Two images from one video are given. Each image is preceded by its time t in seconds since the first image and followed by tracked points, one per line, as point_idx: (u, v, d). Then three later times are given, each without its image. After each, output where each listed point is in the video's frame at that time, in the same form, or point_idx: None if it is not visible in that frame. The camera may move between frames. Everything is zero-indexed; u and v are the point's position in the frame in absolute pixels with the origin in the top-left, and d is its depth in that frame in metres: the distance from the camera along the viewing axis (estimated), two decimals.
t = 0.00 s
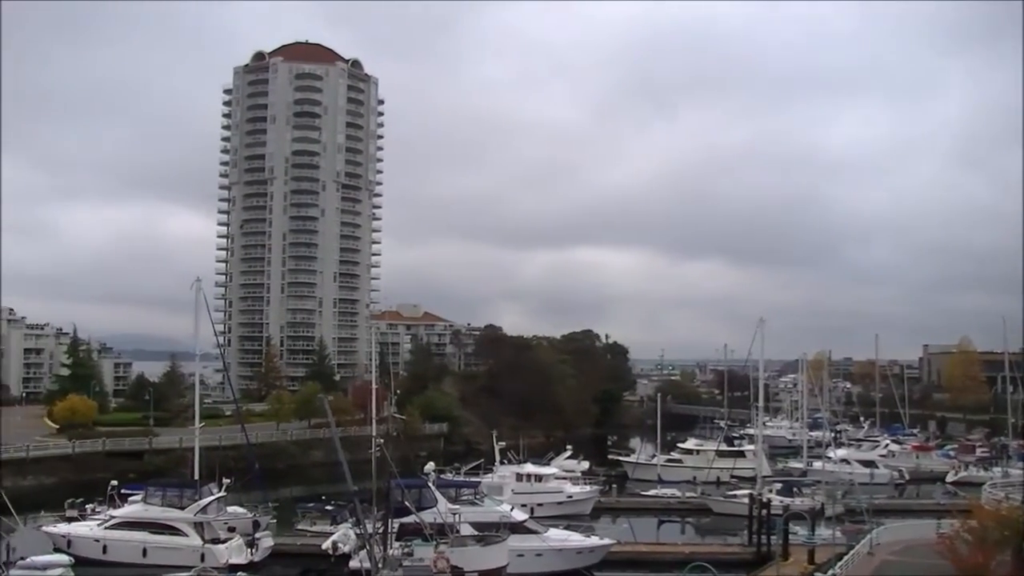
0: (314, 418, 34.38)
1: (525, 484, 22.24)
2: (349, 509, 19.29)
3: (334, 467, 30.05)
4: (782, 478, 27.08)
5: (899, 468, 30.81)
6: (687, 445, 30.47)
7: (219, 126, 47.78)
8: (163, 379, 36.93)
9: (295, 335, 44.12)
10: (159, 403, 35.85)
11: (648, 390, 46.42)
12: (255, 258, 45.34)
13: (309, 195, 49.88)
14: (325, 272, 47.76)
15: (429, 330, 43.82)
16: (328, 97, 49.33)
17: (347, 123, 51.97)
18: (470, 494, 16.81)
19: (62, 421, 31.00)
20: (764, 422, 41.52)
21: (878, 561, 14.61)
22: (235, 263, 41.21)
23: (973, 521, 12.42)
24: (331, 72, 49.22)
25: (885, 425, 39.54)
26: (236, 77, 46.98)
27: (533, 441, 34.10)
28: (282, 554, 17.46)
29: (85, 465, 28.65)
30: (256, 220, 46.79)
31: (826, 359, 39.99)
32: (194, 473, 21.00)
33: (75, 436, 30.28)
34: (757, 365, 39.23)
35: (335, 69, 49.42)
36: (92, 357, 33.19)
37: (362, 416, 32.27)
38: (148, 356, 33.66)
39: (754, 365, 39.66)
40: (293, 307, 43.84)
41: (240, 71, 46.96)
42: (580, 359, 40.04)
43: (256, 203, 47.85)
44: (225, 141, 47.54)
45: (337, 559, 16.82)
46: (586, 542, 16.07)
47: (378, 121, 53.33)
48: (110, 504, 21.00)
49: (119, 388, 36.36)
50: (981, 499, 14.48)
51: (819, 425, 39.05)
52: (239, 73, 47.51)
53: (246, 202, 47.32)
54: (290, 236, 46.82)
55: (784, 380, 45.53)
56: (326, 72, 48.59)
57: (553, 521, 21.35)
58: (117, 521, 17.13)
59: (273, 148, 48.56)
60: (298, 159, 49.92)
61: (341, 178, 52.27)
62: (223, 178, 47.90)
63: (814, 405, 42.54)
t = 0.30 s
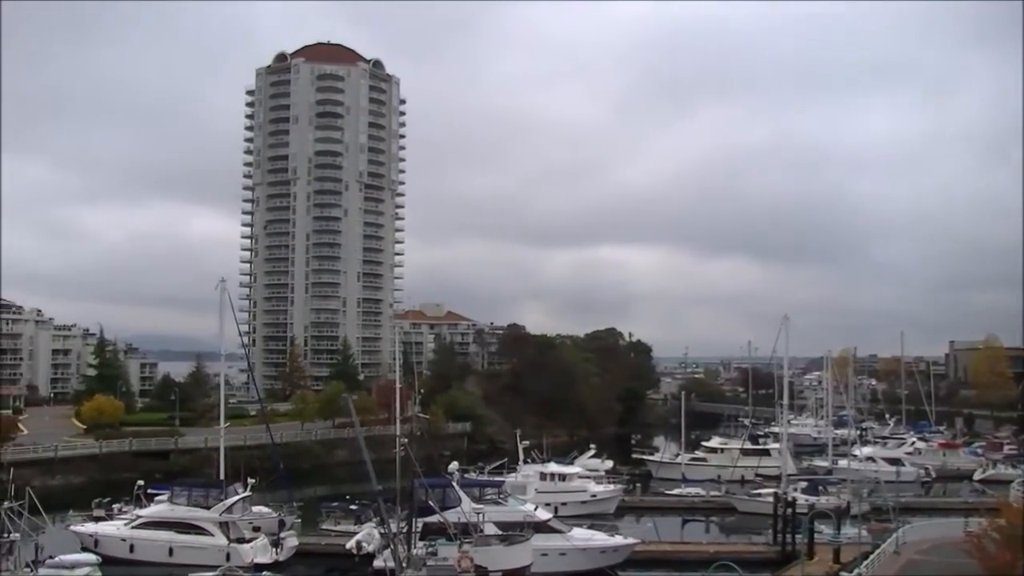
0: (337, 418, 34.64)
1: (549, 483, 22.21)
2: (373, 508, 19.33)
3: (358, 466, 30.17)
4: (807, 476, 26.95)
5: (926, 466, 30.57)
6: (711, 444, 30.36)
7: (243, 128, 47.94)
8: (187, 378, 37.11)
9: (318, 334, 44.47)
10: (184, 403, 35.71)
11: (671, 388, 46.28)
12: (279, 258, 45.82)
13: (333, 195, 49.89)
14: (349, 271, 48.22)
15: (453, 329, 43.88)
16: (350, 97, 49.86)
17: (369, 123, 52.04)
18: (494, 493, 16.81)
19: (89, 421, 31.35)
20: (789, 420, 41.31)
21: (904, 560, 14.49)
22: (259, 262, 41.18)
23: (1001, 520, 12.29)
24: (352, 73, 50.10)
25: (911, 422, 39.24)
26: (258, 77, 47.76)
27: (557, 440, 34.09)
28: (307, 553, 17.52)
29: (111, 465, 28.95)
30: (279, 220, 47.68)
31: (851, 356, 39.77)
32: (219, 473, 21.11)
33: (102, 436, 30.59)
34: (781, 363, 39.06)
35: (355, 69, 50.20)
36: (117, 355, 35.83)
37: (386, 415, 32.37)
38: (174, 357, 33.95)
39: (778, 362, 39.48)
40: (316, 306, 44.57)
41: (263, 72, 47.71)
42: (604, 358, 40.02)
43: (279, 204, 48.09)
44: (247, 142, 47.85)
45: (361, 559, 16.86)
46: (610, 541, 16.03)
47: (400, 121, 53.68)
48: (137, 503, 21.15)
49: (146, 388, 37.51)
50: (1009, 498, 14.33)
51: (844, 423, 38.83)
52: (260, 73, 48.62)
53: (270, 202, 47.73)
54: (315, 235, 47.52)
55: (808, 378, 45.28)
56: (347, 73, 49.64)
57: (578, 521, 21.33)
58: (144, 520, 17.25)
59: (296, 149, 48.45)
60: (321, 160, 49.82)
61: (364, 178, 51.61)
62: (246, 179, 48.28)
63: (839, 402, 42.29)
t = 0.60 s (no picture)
0: (361, 421, 34.71)
1: (572, 486, 22.17)
2: (396, 511, 19.35)
3: (381, 469, 30.23)
4: (832, 479, 26.78)
5: (953, 470, 30.29)
6: (735, 446, 30.22)
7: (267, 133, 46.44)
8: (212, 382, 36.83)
9: (342, 338, 44.55)
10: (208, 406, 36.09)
11: (695, 391, 46.09)
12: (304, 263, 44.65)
13: (355, 198, 50.64)
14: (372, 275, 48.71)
15: (475, 332, 43.87)
16: (372, 100, 49.91)
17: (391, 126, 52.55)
18: (516, 496, 16.81)
19: (115, 424, 31.50)
20: (813, 423, 41.08)
21: (931, 564, 14.39)
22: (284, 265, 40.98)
23: None
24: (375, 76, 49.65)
25: (937, 425, 38.93)
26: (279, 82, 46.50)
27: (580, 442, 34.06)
28: (330, 555, 17.58)
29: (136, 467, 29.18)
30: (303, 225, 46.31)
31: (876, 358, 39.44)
32: (244, 475, 21.21)
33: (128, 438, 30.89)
34: (805, 366, 38.85)
35: (378, 73, 49.72)
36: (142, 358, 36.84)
37: (409, 418, 32.42)
38: (198, 360, 34.46)
39: (802, 363, 39.26)
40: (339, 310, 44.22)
41: (285, 75, 46.49)
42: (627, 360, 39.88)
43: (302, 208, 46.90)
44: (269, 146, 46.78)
45: (384, 561, 16.91)
46: (633, 545, 15.98)
47: (422, 124, 54.11)
48: (162, 505, 21.28)
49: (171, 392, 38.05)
50: None
51: (870, 426, 38.58)
52: (282, 76, 45.96)
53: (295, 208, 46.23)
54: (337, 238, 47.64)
55: (833, 380, 45.01)
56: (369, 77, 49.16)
57: (601, 523, 21.30)
58: (168, 522, 17.35)
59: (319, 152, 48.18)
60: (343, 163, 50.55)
61: (386, 181, 52.61)
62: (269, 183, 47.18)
63: (864, 405, 42.05)
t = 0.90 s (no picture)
0: (382, 421, 34.79)
1: (593, 488, 22.16)
2: (418, 511, 19.39)
3: (402, 469, 30.31)
4: (854, 482, 26.65)
5: (977, 473, 30.07)
6: (756, 448, 30.11)
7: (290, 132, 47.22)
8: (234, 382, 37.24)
9: (362, 338, 44.81)
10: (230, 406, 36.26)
11: (716, 392, 45.91)
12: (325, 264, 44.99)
13: (376, 199, 50.38)
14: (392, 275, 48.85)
15: (496, 333, 43.86)
16: (393, 101, 50.40)
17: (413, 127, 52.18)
18: (538, 497, 16.83)
19: (138, 422, 31.81)
20: (835, 425, 40.86)
21: (956, 568, 14.31)
22: (304, 266, 41.40)
23: None
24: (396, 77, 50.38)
25: (961, 428, 38.66)
26: (303, 83, 46.77)
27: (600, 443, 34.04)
28: (352, 556, 17.64)
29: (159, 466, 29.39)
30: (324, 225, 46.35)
31: (899, 361, 39.17)
32: (266, 475, 21.32)
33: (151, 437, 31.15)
34: (827, 368, 38.65)
35: (399, 74, 50.40)
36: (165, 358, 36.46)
37: (429, 418, 32.50)
38: (220, 360, 34.35)
39: (823, 365, 39.10)
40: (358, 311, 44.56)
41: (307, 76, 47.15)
42: (647, 362, 39.77)
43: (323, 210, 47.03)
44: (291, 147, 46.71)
45: (406, 561, 16.97)
46: (655, 546, 15.96)
47: (443, 124, 53.55)
48: (185, 505, 21.45)
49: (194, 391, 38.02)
50: None
51: (893, 428, 38.35)
52: (306, 78, 47.06)
53: (315, 206, 47.03)
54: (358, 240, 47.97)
55: (855, 383, 44.72)
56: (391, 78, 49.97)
57: (622, 525, 21.26)
58: (191, 521, 17.47)
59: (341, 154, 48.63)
60: (364, 164, 50.47)
61: (408, 181, 52.43)
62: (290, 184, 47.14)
63: (886, 408, 41.80)
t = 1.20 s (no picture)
0: (403, 418, 34.83)
1: (614, 483, 22.13)
2: (439, 508, 19.44)
3: (423, 466, 30.36)
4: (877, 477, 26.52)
5: (1001, 469, 29.85)
6: (779, 443, 30.00)
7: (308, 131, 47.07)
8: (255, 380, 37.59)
9: (383, 335, 44.85)
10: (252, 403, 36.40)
11: (737, 388, 45.70)
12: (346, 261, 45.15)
13: (395, 197, 51.12)
14: (412, 272, 49.03)
15: (516, 329, 43.87)
16: (412, 99, 50.42)
17: (430, 125, 52.43)
18: (558, 493, 16.84)
19: (161, 421, 31.98)
20: (857, 421, 40.66)
21: (980, 565, 14.22)
22: (324, 265, 41.88)
23: None
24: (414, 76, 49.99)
25: (985, 423, 38.41)
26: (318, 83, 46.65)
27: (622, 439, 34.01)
28: (373, 552, 17.69)
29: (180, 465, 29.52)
30: (343, 223, 46.75)
31: (922, 355, 38.92)
32: (287, 472, 21.39)
33: (173, 436, 31.38)
34: (849, 362, 38.45)
35: (417, 73, 49.97)
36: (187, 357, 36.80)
37: (450, 415, 32.56)
38: (241, 359, 34.79)
39: (846, 360, 38.89)
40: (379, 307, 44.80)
41: (325, 77, 46.84)
42: (668, 357, 39.60)
43: (342, 207, 47.45)
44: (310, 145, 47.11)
45: (427, 557, 17.01)
46: (676, 542, 15.92)
47: (461, 122, 53.65)
48: (208, 502, 21.56)
49: (216, 390, 38.24)
50: None
51: (916, 423, 38.12)
52: (323, 77, 47.04)
53: (335, 205, 47.11)
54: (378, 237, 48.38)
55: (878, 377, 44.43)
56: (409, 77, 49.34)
57: (643, 521, 21.24)
58: (214, 518, 17.59)
59: (358, 152, 49.37)
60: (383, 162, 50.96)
61: (427, 178, 52.73)
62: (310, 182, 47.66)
63: (909, 403, 41.57)
